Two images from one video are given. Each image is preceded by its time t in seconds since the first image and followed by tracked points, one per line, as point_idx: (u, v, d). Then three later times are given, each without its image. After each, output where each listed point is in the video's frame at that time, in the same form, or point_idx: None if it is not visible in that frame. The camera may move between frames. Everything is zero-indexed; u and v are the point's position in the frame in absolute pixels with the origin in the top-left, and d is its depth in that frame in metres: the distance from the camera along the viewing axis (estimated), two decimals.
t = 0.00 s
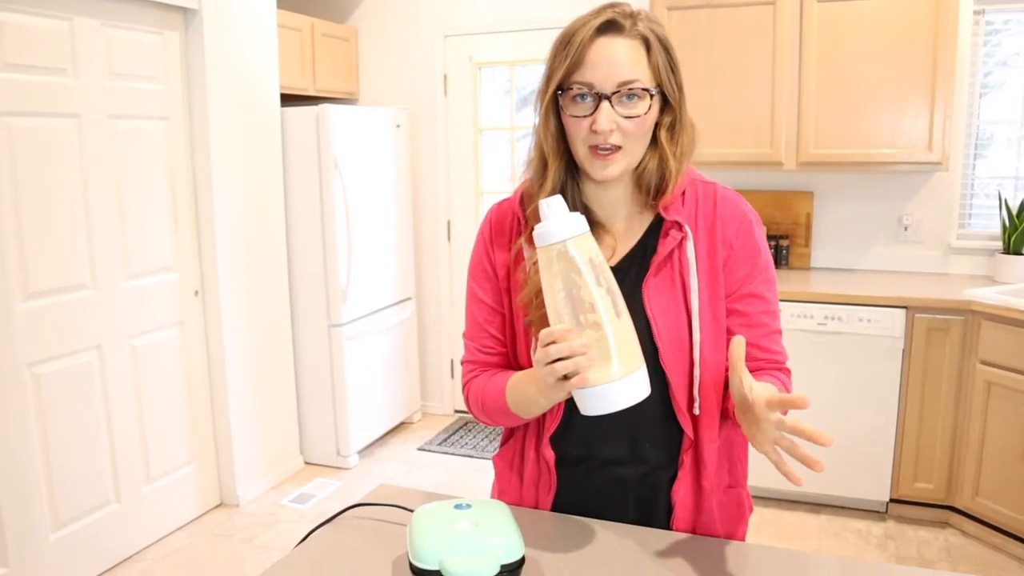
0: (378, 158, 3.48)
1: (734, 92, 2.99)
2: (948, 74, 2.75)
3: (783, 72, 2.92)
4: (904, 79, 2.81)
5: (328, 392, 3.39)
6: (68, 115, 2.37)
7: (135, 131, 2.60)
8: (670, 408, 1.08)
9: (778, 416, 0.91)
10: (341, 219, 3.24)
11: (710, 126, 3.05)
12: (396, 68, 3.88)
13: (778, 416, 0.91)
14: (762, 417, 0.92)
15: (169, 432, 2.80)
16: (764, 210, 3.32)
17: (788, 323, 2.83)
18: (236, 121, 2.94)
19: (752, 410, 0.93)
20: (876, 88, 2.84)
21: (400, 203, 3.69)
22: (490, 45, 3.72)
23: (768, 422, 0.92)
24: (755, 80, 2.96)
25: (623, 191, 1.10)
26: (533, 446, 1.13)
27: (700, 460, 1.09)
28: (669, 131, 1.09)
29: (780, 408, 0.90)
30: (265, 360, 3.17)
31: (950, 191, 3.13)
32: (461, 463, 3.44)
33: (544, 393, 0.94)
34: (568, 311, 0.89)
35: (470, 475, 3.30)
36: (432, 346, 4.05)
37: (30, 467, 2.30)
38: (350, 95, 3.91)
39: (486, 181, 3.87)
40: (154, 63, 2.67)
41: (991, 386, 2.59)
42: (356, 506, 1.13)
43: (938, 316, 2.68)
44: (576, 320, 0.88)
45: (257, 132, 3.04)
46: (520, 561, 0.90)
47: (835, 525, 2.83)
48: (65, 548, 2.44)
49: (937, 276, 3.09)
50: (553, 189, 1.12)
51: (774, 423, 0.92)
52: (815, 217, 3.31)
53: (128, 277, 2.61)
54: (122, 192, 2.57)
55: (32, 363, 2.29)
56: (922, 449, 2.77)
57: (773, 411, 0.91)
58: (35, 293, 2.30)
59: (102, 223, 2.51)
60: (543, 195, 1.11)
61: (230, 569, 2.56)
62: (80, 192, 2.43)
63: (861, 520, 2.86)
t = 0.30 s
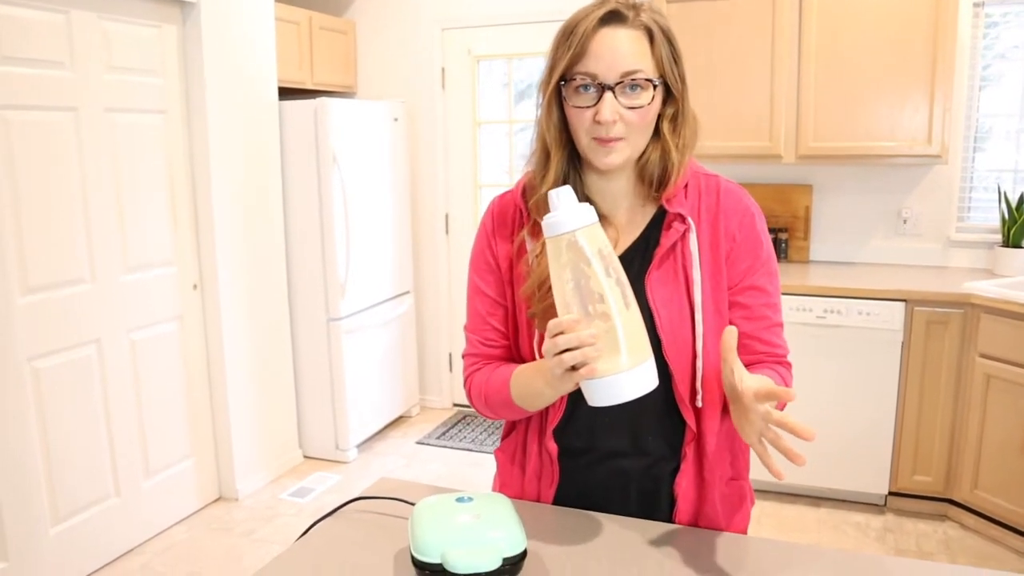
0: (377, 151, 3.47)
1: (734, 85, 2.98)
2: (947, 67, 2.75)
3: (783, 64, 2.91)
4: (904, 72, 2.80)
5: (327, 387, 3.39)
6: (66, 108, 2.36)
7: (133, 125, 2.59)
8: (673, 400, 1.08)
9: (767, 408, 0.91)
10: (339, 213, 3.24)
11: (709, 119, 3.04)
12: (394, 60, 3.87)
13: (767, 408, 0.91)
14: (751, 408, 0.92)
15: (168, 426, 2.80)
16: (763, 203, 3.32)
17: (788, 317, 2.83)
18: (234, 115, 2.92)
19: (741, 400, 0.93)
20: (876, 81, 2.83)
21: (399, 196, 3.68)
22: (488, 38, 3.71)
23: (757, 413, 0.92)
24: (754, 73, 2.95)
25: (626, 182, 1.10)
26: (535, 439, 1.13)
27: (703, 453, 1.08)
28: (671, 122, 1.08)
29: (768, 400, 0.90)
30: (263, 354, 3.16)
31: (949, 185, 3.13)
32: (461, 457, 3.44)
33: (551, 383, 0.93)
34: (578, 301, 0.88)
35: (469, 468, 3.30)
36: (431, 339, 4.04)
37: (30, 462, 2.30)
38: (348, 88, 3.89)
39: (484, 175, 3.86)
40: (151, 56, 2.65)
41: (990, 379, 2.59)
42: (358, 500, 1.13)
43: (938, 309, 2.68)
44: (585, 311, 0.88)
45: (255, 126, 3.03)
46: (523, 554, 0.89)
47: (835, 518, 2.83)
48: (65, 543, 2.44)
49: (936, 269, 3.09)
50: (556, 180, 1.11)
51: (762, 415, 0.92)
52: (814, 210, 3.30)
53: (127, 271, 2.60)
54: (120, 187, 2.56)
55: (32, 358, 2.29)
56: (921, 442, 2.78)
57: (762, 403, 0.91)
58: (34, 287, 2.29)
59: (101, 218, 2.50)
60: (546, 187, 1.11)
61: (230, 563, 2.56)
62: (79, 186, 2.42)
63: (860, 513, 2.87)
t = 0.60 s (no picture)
0: (376, 143, 3.46)
1: (734, 77, 2.97)
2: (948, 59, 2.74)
3: (783, 56, 2.90)
4: (905, 64, 2.79)
5: (327, 380, 3.39)
6: (65, 101, 2.35)
7: (132, 117, 2.58)
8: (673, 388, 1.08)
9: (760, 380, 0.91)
10: (338, 205, 3.23)
11: (710, 111, 3.03)
12: (394, 52, 3.85)
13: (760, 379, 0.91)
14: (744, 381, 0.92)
15: (168, 418, 2.79)
16: (763, 195, 3.31)
17: (788, 309, 2.83)
18: (232, 107, 2.91)
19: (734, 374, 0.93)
20: (877, 73, 2.82)
21: (398, 189, 3.67)
22: (487, 30, 3.70)
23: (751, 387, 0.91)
24: (755, 65, 2.94)
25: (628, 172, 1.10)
26: (536, 430, 1.13)
27: (703, 442, 1.08)
28: (673, 111, 1.08)
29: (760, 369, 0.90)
30: (263, 347, 3.16)
31: (949, 177, 3.12)
32: (461, 450, 3.44)
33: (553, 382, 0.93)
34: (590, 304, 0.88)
35: (469, 461, 3.30)
36: (430, 332, 4.04)
37: (29, 454, 2.29)
38: (347, 80, 3.88)
39: (484, 167, 3.85)
40: (149, 48, 2.64)
41: (990, 372, 2.59)
42: (359, 492, 1.13)
43: (938, 301, 2.69)
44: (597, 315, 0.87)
45: (253, 117, 3.02)
46: (525, 546, 0.88)
47: (834, 511, 2.84)
48: (66, 536, 2.44)
49: (936, 262, 3.09)
50: (557, 170, 1.11)
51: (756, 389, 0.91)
52: (814, 203, 3.30)
53: (127, 264, 2.60)
54: (120, 180, 2.55)
55: (32, 351, 2.29)
56: (921, 435, 2.78)
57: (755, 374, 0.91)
58: (33, 280, 2.29)
59: (100, 210, 2.49)
60: (546, 178, 1.11)
61: (230, 555, 2.56)
62: (78, 178, 2.41)
63: (859, 506, 2.87)
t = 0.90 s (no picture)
0: (365, 134, 3.45)
1: (723, 64, 2.97)
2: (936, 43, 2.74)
3: (772, 43, 2.90)
4: (893, 49, 2.79)
5: (320, 372, 3.39)
6: (50, 95, 2.34)
7: (119, 111, 2.57)
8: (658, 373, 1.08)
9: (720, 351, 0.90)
10: (328, 196, 3.22)
11: (699, 99, 3.03)
12: (383, 43, 3.83)
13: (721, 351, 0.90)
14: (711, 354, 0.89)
15: (160, 412, 2.80)
16: (753, 183, 3.32)
17: (778, 296, 2.84)
18: (220, 99, 2.90)
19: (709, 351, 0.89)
20: (865, 58, 2.83)
21: (388, 180, 3.66)
22: (476, 19, 3.68)
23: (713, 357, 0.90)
24: (744, 52, 2.94)
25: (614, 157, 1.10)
26: (521, 421, 1.12)
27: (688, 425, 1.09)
28: (659, 96, 1.08)
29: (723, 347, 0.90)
30: (255, 339, 3.16)
31: (938, 162, 3.13)
32: (454, 440, 3.45)
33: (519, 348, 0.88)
34: (657, 263, 0.78)
35: (463, 451, 3.32)
36: (423, 323, 4.05)
37: (21, 449, 2.29)
38: (336, 71, 3.87)
39: (474, 158, 3.85)
40: (135, 40, 2.62)
41: (979, 356, 2.61)
42: (348, 484, 1.13)
43: (927, 286, 2.70)
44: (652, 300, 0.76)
45: (241, 110, 3.01)
46: (511, 537, 0.88)
47: (825, 495, 2.86)
48: (59, 530, 2.44)
49: (925, 247, 3.10)
50: (544, 156, 1.10)
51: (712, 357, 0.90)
52: (804, 189, 3.31)
53: (116, 258, 2.59)
54: (107, 174, 2.54)
55: (21, 346, 2.29)
56: (911, 419, 2.80)
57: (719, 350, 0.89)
58: (20, 275, 2.28)
59: (87, 204, 2.48)
60: (534, 163, 1.10)
61: (225, 547, 2.58)
62: (65, 173, 2.40)
63: (850, 490, 2.90)
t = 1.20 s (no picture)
0: (364, 136, 3.45)
1: (722, 64, 2.97)
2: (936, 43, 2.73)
3: (771, 44, 2.90)
4: (892, 49, 2.79)
5: (320, 373, 3.39)
6: (49, 96, 2.34)
7: (118, 112, 2.57)
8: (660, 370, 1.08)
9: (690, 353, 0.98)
10: (328, 197, 3.22)
11: (699, 99, 3.03)
12: (382, 44, 3.83)
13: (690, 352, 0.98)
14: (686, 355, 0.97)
15: (160, 414, 2.80)
16: (753, 183, 3.32)
17: (778, 297, 2.84)
18: (219, 100, 2.90)
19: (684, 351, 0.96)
20: (865, 58, 2.82)
21: (388, 181, 3.66)
22: (475, 20, 3.68)
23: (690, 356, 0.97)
24: (743, 53, 2.94)
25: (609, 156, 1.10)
26: (520, 422, 1.12)
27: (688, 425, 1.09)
28: (655, 96, 1.08)
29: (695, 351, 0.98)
30: (254, 340, 3.16)
31: (938, 162, 3.13)
32: (454, 441, 3.45)
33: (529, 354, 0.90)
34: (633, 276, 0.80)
35: (463, 452, 3.32)
36: (423, 323, 4.04)
37: (21, 450, 2.29)
38: (336, 72, 3.87)
39: (473, 158, 3.85)
40: (133, 42, 2.62)
41: (978, 356, 2.61)
42: (346, 486, 1.13)
43: (927, 286, 2.70)
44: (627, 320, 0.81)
45: (241, 111, 3.01)
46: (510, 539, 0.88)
47: (825, 496, 2.86)
48: (59, 532, 2.44)
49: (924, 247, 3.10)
50: (541, 153, 1.10)
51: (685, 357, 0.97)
52: (804, 190, 3.31)
53: (115, 260, 2.59)
54: (106, 176, 2.54)
55: (20, 348, 2.28)
56: (911, 419, 2.80)
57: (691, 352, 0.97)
58: (19, 276, 2.27)
59: (86, 205, 2.48)
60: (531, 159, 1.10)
61: (224, 549, 2.57)
62: (64, 174, 2.40)
63: (850, 490, 2.90)
